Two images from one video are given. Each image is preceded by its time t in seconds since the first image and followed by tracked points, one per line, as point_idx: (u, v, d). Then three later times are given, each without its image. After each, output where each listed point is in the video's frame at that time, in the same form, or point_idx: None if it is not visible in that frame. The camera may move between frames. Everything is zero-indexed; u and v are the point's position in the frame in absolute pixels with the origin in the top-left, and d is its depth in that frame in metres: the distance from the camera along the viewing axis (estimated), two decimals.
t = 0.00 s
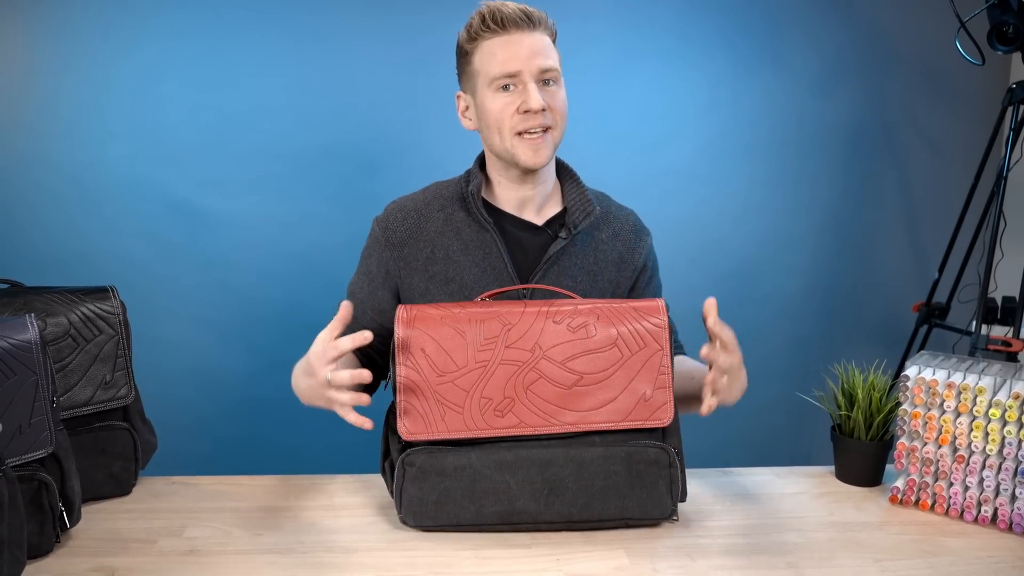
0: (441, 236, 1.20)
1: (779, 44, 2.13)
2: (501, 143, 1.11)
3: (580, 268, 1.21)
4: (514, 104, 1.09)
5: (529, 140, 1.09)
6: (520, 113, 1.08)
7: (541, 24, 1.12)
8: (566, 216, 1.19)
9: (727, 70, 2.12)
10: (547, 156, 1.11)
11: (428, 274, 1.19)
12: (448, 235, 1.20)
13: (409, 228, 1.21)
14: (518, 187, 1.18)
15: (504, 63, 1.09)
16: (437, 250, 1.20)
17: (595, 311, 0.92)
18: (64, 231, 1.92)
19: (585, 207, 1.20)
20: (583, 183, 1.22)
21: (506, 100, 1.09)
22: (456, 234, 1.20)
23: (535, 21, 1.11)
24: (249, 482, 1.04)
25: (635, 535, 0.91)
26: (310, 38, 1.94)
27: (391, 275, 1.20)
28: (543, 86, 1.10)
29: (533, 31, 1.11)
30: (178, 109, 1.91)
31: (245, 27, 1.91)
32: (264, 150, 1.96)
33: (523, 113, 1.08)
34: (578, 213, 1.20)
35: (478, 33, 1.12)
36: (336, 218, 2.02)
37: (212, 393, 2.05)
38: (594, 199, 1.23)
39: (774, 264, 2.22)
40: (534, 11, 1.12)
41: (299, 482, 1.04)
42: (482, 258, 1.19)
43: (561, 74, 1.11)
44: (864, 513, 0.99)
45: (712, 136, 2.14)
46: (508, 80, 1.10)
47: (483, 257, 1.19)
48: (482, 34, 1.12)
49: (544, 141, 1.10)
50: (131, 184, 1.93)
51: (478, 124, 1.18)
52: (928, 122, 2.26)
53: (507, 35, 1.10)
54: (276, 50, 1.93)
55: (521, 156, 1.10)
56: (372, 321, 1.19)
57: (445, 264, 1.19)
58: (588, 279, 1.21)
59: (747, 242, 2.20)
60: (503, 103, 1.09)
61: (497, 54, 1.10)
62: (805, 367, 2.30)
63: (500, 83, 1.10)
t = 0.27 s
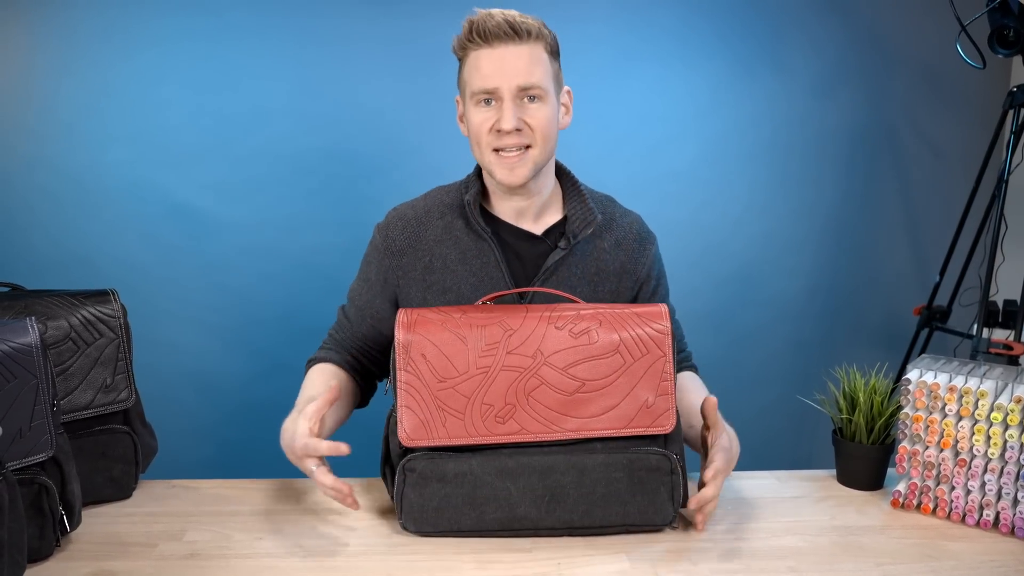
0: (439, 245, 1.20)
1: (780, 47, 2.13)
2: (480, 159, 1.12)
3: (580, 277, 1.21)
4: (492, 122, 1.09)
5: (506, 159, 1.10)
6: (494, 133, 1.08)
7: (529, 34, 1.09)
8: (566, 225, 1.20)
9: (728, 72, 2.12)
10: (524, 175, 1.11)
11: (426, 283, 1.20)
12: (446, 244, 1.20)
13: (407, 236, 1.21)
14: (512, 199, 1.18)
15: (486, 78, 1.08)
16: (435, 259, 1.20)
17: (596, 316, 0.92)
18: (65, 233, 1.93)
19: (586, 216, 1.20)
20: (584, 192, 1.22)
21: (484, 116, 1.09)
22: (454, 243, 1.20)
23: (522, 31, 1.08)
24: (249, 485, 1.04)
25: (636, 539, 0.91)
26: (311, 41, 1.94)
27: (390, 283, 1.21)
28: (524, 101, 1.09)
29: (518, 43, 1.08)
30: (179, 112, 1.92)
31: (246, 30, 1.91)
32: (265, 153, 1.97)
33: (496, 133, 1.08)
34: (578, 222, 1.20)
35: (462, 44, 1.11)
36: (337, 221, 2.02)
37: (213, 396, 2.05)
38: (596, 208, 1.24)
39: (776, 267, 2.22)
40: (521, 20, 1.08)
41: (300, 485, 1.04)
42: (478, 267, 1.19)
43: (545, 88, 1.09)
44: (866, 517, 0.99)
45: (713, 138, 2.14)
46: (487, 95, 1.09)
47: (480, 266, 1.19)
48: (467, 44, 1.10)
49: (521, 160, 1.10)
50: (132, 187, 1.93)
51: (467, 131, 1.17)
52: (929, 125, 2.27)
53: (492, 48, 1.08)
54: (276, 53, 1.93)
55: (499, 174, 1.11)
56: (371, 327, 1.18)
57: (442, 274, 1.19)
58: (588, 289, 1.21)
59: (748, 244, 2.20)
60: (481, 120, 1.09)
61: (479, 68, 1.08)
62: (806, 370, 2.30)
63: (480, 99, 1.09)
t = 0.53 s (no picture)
0: (441, 251, 1.21)
1: (780, 50, 2.13)
2: (499, 174, 1.11)
3: (592, 285, 1.21)
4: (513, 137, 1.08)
5: (526, 176, 1.09)
6: (516, 150, 1.08)
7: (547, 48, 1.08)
8: (580, 235, 1.19)
9: (728, 75, 2.12)
10: (544, 190, 1.11)
11: (429, 288, 1.21)
12: (448, 250, 1.21)
13: (410, 242, 1.22)
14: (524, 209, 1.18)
15: (505, 95, 1.07)
16: (437, 265, 1.21)
17: (598, 322, 0.92)
18: (65, 237, 1.93)
19: (598, 226, 1.19)
20: (597, 201, 1.21)
21: (505, 132, 1.08)
22: (456, 249, 1.20)
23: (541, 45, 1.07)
24: (250, 489, 1.04)
25: (637, 543, 0.90)
26: (312, 44, 1.95)
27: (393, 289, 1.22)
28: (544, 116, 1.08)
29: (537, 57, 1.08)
30: (180, 116, 1.92)
31: (246, 34, 1.92)
32: (265, 157, 1.97)
33: (518, 150, 1.08)
34: (591, 233, 1.19)
35: (480, 57, 1.09)
36: (337, 225, 2.02)
37: (214, 399, 2.05)
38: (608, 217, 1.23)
39: (777, 270, 2.22)
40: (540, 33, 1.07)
41: (300, 489, 1.04)
42: (482, 274, 1.19)
43: (566, 103, 1.09)
44: (867, 520, 0.98)
45: (714, 141, 2.14)
46: (507, 112, 1.08)
47: (484, 273, 1.19)
48: (483, 59, 1.09)
49: (541, 176, 1.10)
50: (133, 191, 1.93)
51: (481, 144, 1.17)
52: (929, 128, 2.26)
53: (509, 63, 1.07)
54: (277, 57, 1.94)
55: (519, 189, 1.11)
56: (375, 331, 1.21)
57: (444, 279, 1.20)
58: (596, 296, 1.21)
59: (748, 247, 2.20)
60: (502, 136, 1.09)
61: (498, 84, 1.08)
62: (807, 373, 2.30)
63: (500, 115, 1.08)
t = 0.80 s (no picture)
0: (454, 242, 1.20)
1: (780, 52, 2.13)
2: (519, 153, 1.10)
3: (590, 279, 1.21)
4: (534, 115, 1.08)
5: (547, 152, 1.08)
6: (538, 126, 1.08)
7: (566, 36, 1.11)
8: (578, 228, 1.19)
9: (728, 77, 2.12)
10: (562, 169, 1.10)
11: (440, 280, 1.19)
12: (461, 242, 1.19)
13: (422, 233, 1.20)
14: (536, 197, 1.17)
15: (528, 74, 1.08)
16: (449, 256, 1.19)
17: (598, 322, 0.91)
18: (65, 239, 1.93)
19: (597, 219, 1.20)
20: (595, 196, 1.22)
21: (527, 110, 1.08)
22: (469, 241, 1.19)
23: (560, 32, 1.10)
24: (249, 491, 1.04)
25: (637, 545, 0.90)
26: (312, 47, 1.95)
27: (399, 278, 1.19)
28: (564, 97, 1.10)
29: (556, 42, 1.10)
30: (180, 118, 1.92)
31: (246, 36, 1.92)
32: (266, 159, 1.97)
33: (540, 126, 1.08)
34: (589, 225, 1.20)
35: (500, 42, 1.11)
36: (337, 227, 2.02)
37: (214, 401, 2.05)
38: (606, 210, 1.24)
39: (777, 272, 2.22)
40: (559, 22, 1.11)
41: (300, 491, 1.04)
42: (493, 267, 1.19)
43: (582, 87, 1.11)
44: (868, 523, 0.98)
45: (714, 143, 2.14)
46: (529, 91, 1.09)
47: (494, 266, 1.19)
48: (507, 42, 1.11)
49: (562, 153, 1.09)
50: (133, 193, 1.93)
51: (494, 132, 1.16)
52: (930, 130, 2.26)
53: (532, 46, 1.10)
54: (277, 60, 1.94)
55: (539, 167, 1.09)
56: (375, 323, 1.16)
57: (457, 271, 1.19)
58: (598, 291, 1.21)
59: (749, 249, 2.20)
60: (523, 114, 1.09)
61: (521, 65, 1.09)
62: (808, 375, 2.30)
63: (521, 95, 1.09)
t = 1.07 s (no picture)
0: (455, 236, 1.20)
1: (780, 54, 2.13)
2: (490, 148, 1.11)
3: (586, 274, 1.21)
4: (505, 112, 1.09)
5: (514, 147, 1.09)
6: (506, 122, 1.09)
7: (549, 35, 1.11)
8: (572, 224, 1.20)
9: (728, 79, 2.12)
10: (533, 165, 1.10)
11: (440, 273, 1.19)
12: (461, 236, 1.20)
13: (424, 224, 1.20)
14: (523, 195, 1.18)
15: (504, 72, 1.09)
16: (450, 250, 1.19)
17: (598, 324, 0.91)
18: (66, 241, 1.93)
19: (592, 216, 1.21)
20: (591, 194, 1.23)
21: (498, 106, 1.10)
22: (470, 235, 1.20)
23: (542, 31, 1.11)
24: (250, 493, 1.04)
25: (638, 547, 0.90)
26: (312, 49, 1.95)
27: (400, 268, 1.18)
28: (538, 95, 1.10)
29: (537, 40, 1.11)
30: (180, 120, 1.92)
31: (246, 38, 1.92)
32: (266, 161, 1.97)
33: (508, 122, 1.09)
34: (584, 222, 1.20)
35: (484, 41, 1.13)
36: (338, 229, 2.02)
37: (214, 403, 2.05)
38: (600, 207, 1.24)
39: (778, 274, 2.22)
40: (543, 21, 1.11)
41: (300, 493, 1.04)
42: (493, 262, 1.19)
43: (560, 84, 1.10)
44: (869, 524, 0.98)
45: (714, 145, 2.14)
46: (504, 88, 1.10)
47: (494, 261, 1.19)
48: (490, 41, 1.12)
49: (530, 149, 1.09)
50: (133, 195, 1.93)
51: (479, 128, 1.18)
52: (930, 131, 2.26)
53: (513, 45, 1.10)
54: (277, 61, 1.94)
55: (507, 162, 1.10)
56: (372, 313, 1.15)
57: (457, 265, 1.19)
58: (594, 288, 1.21)
59: (749, 251, 2.20)
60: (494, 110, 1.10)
61: (500, 62, 1.10)
62: (808, 377, 2.30)
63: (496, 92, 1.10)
